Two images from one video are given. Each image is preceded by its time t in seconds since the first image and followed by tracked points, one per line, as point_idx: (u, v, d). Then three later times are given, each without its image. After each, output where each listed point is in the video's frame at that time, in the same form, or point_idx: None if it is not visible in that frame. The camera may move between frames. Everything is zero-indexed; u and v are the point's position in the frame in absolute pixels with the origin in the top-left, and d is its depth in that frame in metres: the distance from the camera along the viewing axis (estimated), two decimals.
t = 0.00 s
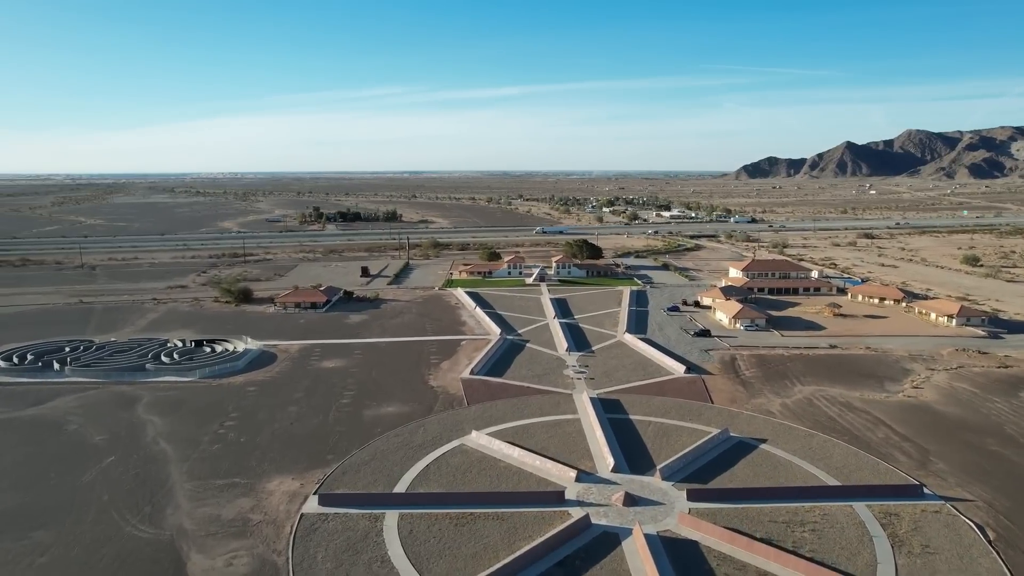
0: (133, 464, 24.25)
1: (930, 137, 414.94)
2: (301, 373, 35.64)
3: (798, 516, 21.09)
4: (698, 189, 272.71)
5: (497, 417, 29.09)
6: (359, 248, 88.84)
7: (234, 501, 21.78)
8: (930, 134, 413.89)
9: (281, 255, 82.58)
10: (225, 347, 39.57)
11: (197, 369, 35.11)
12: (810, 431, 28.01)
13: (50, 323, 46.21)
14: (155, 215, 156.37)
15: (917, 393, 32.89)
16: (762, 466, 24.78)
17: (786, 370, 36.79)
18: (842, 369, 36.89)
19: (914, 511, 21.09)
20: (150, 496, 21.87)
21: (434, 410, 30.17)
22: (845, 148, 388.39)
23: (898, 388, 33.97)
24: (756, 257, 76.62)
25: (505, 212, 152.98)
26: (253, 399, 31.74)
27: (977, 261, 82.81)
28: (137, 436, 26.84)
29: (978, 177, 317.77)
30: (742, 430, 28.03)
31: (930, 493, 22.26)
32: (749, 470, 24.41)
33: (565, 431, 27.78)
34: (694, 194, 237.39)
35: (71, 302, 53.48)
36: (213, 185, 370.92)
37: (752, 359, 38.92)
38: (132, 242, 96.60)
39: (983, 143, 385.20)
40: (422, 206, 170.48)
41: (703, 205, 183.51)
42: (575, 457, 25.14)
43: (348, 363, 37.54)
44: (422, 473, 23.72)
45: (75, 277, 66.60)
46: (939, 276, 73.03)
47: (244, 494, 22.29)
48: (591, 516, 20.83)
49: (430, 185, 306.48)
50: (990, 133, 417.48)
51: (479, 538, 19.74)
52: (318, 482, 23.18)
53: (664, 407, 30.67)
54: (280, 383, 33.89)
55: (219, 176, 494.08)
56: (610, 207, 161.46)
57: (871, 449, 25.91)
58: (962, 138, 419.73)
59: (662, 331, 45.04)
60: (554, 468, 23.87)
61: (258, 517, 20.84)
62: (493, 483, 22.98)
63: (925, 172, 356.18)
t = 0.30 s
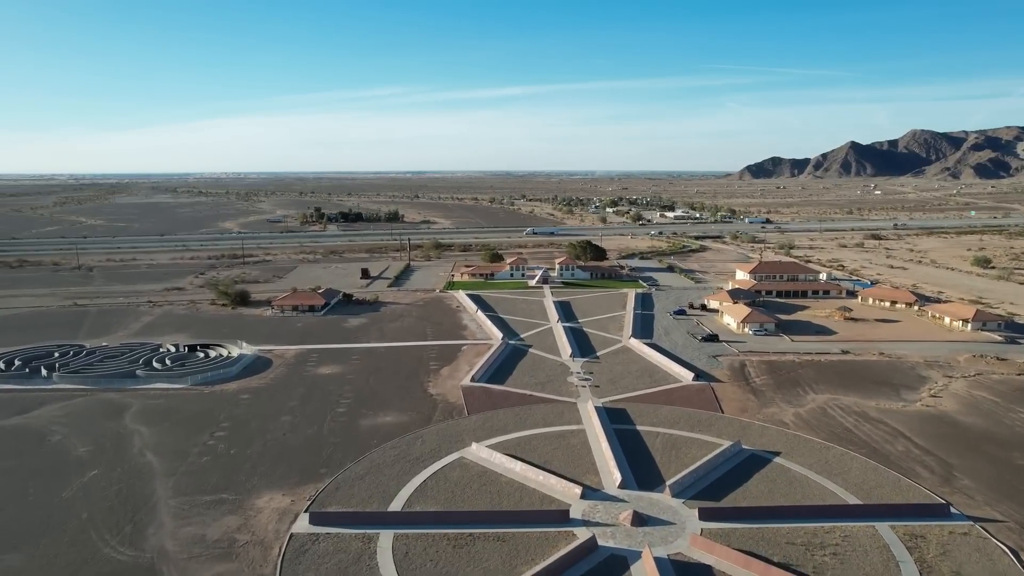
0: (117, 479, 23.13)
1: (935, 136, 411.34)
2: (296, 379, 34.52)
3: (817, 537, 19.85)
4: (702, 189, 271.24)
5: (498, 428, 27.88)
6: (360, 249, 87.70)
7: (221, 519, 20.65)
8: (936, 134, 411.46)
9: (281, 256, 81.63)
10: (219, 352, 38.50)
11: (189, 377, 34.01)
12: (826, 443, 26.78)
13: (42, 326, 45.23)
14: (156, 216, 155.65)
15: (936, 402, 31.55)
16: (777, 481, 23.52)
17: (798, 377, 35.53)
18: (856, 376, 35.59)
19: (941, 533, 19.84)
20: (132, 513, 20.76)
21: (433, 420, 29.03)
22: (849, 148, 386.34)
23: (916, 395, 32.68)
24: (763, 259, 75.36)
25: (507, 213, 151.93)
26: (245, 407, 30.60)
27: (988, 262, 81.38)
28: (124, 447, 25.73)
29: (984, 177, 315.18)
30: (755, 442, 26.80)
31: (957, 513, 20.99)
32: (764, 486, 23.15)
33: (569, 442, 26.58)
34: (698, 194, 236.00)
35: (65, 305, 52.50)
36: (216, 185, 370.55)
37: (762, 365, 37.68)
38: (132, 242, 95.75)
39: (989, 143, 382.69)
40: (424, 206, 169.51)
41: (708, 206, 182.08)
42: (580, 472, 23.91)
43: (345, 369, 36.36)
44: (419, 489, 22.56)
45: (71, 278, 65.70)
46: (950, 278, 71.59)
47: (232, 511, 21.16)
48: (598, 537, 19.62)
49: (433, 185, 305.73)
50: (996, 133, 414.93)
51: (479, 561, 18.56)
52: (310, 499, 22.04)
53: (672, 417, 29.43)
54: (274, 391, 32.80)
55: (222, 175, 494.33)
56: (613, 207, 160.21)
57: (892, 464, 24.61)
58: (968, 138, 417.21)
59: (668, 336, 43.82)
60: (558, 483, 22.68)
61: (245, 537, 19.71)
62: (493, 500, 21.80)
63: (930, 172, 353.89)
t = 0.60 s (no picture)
0: (95, 495, 21.94)
1: (936, 136, 409.96)
2: (288, 387, 33.34)
3: (836, 561, 18.66)
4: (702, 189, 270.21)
5: (497, 439, 26.68)
6: (357, 250, 86.58)
7: (203, 540, 19.49)
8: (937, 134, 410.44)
9: (277, 258, 80.50)
10: (209, 358, 37.31)
11: (177, 384, 32.80)
12: (841, 455, 25.59)
13: (29, 331, 44.05)
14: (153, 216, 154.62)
15: (953, 411, 30.34)
16: (791, 498, 22.30)
17: (807, 384, 34.32)
18: (867, 383, 34.39)
19: (968, 557, 18.65)
20: (108, 535, 19.59)
21: (429, 430, 27.84)
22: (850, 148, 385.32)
23: (931, 404, 31.48)
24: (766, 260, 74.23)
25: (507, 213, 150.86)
26: (234, 416, 29.40)
27: (994, 263, 80.22)
28: (104, 461, 24.52)
29: (985, 177, 313.88)
30: (765, 455, 25.59)
31: (983, 535, 19.79)
32: (777, 504, 21.92)
33: (571, 455, 25.37)
34: (698, 194, 234.97)
35: (54, 308, 51.31)
36: (215, 185, 369.73)
37: (770, 372, 36.48)
38: (127, 243, 94.63)
39: (990, 143, 381.66)
40: (423, 206, 168.50)
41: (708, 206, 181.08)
42: (583, 487, 22.71)
43: (340, 376, 35.15)
44: (413, 507, 21.37)
45: (64, 280, 64.63)
46: (957, 280, 70.37)
47: (214, 532, 19.98)
48: (603, 561, 18.43)
49: (432, 185, 305.03)
50: (997, 133, 414.00)
51: None
52: (297, 518, 20.85)
53: (678, 427, 28.21)
54: (265, 399, 31.60)
55: (222, 175, 493.67)
56: (614, 207, 159.13)
57: (911, 479, 23.39)
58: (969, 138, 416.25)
59: (672, 340, 42.61)
60: (560, 501, 21.50)
61: (227, 561, 18.55)
62: (491, 519, 20.61)
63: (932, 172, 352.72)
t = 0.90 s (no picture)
0: (70, 514, 20.79)
1: (937, 136, 408.69)
2: (280, 395, 32.15)
3: None
4: (703, 188, 269.21)
5: (496, 452, 25.49)
6: (355, 251, 85.49)
7: (182, 565, 18.36)
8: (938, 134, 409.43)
9: (274, 259, 79.40)
10: (199, 365, 36.13)
11: (164, 393, 31.61)
12: (856, 469, 24.37)
13: (16, 336, 42.92)
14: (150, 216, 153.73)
15: (971, 421, 29.15)
16: (805, 516, 21.08)
17: (818, 392, 33.09)
18: (879, 391, 33.19)
19: None
20: (81, 559, 18.44)
21: (424, 442, 26.65)
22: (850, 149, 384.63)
23: (947, 413, 30.26)
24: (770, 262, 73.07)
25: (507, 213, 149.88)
26: (223, 427, 28.21)
27: (1001, 264, 79.05)
28: (83, 476, 23.35)
29: (985, 177, 312.74)
30: (777, 469, 24.38)
31: (1012, 559, 18.60)
32: (791, 523, 20.69)
33: (573, 469, 24.18)
34: (699, 194, 233.92)
35: (44, 311, 50.17)
36: (214, 185, 369.13)
37: (778, 379, 35.27)
38: (123, 244, 93.55)
39: (991, 143, 380.56)
40: (423, 206, 167.45)
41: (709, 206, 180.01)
42: (586, 505, 21.52)
43: (333, 383, 33.95)
44: (405, 526, 20.23)
45: (56, 282, 63.60)
46: (965, 282, 69.16)
47: (195, 555, 18.84)
48: None
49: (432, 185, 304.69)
50: (998, 133, 413.00)
51: None
52: (284, 539, 19.69)
53: (684, 439, 27.02)
54: (255, 408, 30.41)
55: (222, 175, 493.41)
56: (614, 207, 158.11)
57: (932, 496, 22.18)
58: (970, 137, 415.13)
59: (677, 346, 41.39)
60: (561, 520, 20.34)
61: None
62: (489, 541, 19.43)
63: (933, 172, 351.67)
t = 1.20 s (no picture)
0: (42, 535, 19.60)
1: (937, 137, 407.76)
2: (270, 404, 30.93)
3: None
4: (703, 189, 268.23)
5: (495, 466, 24.28)
6: (353, 252, 84.35)
7: None
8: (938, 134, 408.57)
9: (270, 260, 78.27)
10: (188, 372, 34.91)
11: (150, 402, 30.38)
12: (874, 485, 23.16)
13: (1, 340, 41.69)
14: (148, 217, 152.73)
15: (990, 432, 27.93)
16: (822, 537, 19.83)
17: (829, 401, 31.86)
18: (893, 400, 31.97)
19: None
20: None
21: (420, 456, 25.44)
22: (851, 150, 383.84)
23: (965, 423, 29.06)
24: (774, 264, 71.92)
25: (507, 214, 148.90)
26: (209, 438, 26.97)
27: (1008, 266, 77.89)
28: (58, 492, 22.14)
29: (987, 177, 311.90)
30: (790, 485, 23.16)
31: None
32: (807, 545, 19.48)
33: (576, 484, 22.95)
34: (700, 194, 233.00)
35: (32, 315, 48.96)
36: (213, 185, 367.96)
37: (787, 386, 34.07)
38: (118, 245, 92.38)
39: (992, 142, 379.59)
40: (422, 207, 166.38)
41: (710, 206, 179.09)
42: (589, 526, 20.30)
43: (327, 392, 32.72)
44: (396, 550, 18.99)
45: (47, 285, 62.39)
46: (973, 284, 67.99)
47: None
48: None
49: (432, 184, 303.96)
50: (999, 133, 412.25)
51: None
52: (268, 563, 18.51)
53: (692, 451, 25.81)
54: (244, 418, 29.19)
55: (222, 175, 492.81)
56: (615, 207, 157.07)
57: (956, 515, 20.96)
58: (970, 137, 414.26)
59: (682, 352, 40.18)
60: (564, 542, 19.12)
61: None
62: (487, 566, 18.21)
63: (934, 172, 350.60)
